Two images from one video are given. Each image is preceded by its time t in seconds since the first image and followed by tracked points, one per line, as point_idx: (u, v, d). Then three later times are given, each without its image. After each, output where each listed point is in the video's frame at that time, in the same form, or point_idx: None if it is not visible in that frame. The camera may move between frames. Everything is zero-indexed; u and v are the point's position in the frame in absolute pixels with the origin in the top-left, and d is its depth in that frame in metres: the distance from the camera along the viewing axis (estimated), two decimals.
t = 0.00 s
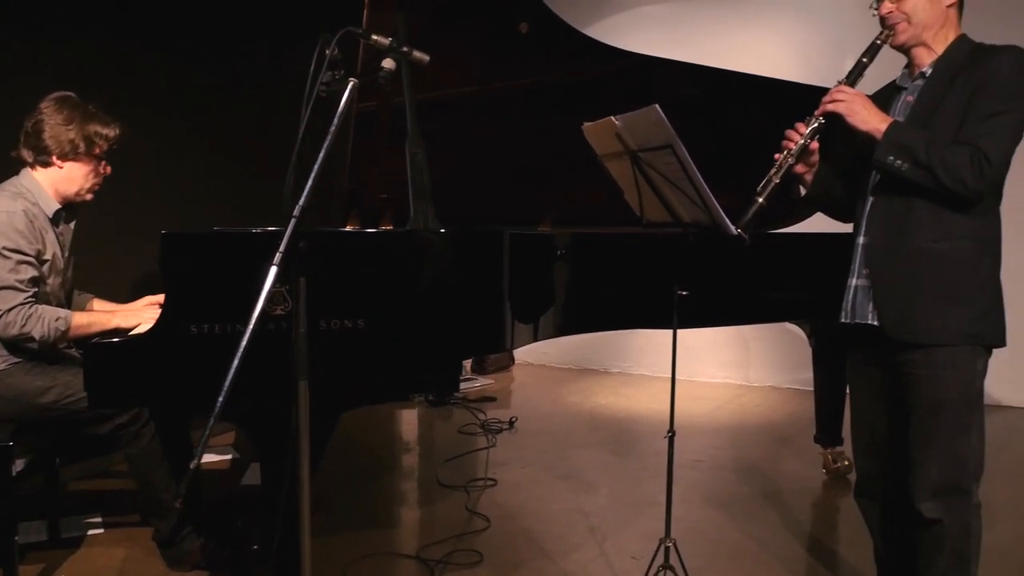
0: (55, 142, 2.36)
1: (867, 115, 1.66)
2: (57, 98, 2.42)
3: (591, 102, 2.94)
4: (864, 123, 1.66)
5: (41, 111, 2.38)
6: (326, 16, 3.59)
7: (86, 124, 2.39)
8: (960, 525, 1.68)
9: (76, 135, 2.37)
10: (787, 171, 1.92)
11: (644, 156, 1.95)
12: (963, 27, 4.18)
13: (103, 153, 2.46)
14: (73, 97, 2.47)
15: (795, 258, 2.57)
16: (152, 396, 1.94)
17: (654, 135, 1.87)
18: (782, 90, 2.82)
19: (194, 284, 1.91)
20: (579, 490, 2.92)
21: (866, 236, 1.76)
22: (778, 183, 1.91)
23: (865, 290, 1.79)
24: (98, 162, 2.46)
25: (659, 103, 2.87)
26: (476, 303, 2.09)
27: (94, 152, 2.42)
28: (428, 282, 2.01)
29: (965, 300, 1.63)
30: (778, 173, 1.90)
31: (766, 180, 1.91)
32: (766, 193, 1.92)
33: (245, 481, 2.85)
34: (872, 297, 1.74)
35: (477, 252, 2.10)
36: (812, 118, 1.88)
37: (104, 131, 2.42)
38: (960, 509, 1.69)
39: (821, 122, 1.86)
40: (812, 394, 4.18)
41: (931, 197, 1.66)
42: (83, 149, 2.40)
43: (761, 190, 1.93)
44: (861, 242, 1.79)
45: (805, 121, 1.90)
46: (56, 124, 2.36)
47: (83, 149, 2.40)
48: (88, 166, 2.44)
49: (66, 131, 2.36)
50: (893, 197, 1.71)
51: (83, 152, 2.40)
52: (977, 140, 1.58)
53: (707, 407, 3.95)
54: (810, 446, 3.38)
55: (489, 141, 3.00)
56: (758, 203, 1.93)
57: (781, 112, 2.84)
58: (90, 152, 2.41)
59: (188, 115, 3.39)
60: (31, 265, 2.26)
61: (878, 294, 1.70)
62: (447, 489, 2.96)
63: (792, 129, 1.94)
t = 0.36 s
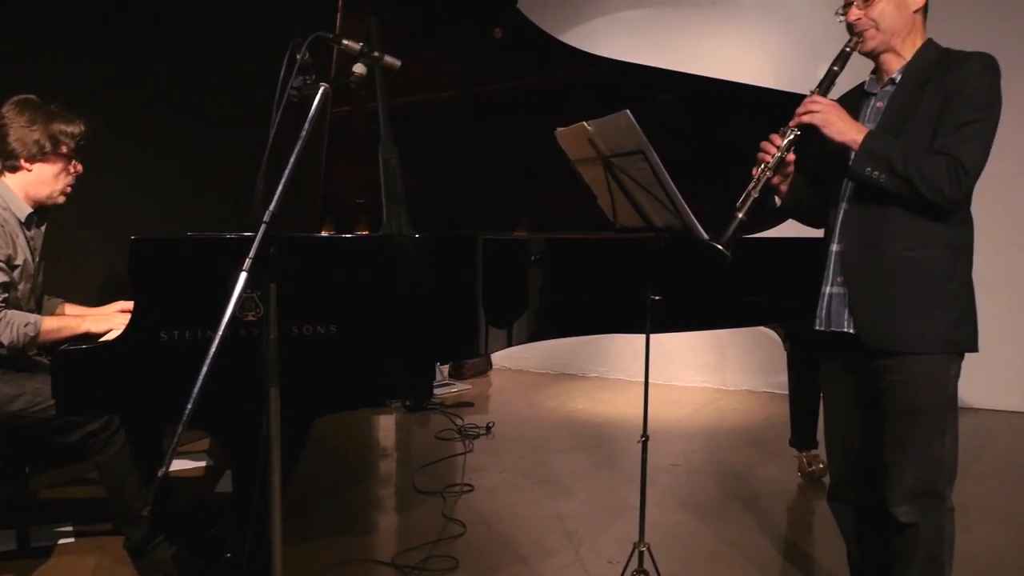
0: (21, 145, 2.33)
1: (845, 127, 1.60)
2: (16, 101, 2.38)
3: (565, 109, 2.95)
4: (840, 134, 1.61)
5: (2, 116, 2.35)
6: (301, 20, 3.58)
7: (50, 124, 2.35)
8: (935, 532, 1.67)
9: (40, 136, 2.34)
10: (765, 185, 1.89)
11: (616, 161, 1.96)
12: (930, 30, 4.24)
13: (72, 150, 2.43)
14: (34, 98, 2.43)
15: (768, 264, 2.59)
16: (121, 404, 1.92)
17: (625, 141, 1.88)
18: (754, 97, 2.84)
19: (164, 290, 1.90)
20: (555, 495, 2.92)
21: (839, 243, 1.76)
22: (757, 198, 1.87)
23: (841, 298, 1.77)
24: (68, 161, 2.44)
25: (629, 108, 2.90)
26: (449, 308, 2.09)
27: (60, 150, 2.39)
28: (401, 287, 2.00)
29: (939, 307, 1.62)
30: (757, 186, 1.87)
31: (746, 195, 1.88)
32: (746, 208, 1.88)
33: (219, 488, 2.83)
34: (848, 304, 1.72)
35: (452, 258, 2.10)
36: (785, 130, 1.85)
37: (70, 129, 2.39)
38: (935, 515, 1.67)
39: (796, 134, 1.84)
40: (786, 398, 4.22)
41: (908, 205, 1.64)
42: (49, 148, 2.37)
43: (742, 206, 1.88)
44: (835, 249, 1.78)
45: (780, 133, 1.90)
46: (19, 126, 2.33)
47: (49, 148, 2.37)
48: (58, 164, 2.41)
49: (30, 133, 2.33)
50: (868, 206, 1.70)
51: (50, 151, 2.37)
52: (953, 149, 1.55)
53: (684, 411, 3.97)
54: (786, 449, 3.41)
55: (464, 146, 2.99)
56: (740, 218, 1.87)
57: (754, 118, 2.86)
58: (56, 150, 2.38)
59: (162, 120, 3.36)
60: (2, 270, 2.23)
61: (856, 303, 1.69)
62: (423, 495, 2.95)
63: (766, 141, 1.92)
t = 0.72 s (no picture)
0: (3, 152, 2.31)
1: (826, 138, 1.58)
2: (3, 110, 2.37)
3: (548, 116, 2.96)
4: (820, 145, 1.60)
5: None
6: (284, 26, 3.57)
7: (34, 133, 2.35)
8: (918, 541, 1.65)
9: (24, 145, 2.32)
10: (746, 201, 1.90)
11: (596, 168, 1.97)
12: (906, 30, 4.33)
13: (55, 161, 2.43)
14: (21, 106, 2.43)
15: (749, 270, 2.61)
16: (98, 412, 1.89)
17: (605, 147, 1.88)
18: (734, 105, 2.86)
19: (143, 297, 1.88)
20: (539, 501, 2.92)
21: (821, 252, 1.74)
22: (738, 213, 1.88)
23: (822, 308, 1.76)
24: (50, 171, 2.42)
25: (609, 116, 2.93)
26: (429, 314, 2.10)
27: (43, 160, 2.38)
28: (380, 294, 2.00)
29: (923, 318, 1.60)
30: (738, 203, 1.88)
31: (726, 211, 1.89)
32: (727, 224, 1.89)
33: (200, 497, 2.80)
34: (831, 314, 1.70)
35: (432, 264, 2.10)
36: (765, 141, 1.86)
37: (53, 140, 2.39)
38: (918, 524, 1.66)
39: (776, 146, 1.85)
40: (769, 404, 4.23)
41: (892, 217, 1.62)
42: (32, 157, 2.35)
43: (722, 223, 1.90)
44: (817, 259, 1.76)
45: (760, 144, 1.90)
46: (3, 134, 2.31)
47: (32, 158, 2.35)
48: (40, 175, 2.40)
49: (13, 141, 2.31)
50: (850, 217, 1.68)
51: (32, 161, 2.36)
52: (935, 159, 1.52)
53: (669, 417, 3.98)
54: (768, 455, 3.43)
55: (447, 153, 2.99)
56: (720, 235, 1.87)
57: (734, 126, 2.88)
58: (38, 161, 2.37)
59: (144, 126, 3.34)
60: None
61: (839, 313, 1.67)
62: (405, 502, 2.94)
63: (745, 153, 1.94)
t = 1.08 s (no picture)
0: None
1: (796, 146, 1.59)
2: (3, 122, 2.42)
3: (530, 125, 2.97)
4: (792, 154, 1.59)
5: None
6: (268, 34, 3.56)
7: (27, 153, 2.37)
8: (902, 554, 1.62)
9: (14, 161, 2.32)
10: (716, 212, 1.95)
11: (577, 176, 1.98)
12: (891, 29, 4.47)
13: (40, 184, 2.42)
14: (21, 126, 2.48)
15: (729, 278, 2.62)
16: (75, 423, 1.87)
17: (586, 156, 1.89)
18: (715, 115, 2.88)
19: (122, 307, 1.87)
20: (522, 510, 2.92)
21: (799, 261, 1.70)
22: (709, 225, 1.94)
23: (803, 320, 1.72)
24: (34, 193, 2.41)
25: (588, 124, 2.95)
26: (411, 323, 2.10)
27: (30, 181, 2.37)
28: (362, 303, 1.99)
29: (906, 331, 1.53)
30: (706, 215, 1.93)
31: (695, 224, 1.95)
32: (697, 235, 1.95)
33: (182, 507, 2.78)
34: (809, 328, 1.67)
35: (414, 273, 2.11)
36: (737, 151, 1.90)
37: (45, 162, 2.41)
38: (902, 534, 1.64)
39: (747, 156, 1.89)
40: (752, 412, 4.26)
41: (866, 228, 1.57)
42: (19, 175, 2.34)
43: (692, 236, 1.96)
44: (795, 269, 1.71)
45: (732, 156, 1.95)
46: None
47: (19, 175, 2.34)
48: (23, 194, 2.37)
49: (4, 155, 2.32)
50: (824, 232, 1.64)
51: (18, 178, 2.34)
52: (909, 165, 1.48)
53: (653, 425, 3.99)
54: (752, 463, 3.44)
55: (430, 161, 2.99)
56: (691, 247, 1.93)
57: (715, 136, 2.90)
58: (25, 180, 2.36)
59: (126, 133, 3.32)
60: None
61: (816, 325, 1.63)
62: (388, 512, 2.92)
63: (718, 162, 1.98)
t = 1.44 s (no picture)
0: None
1: (766, 162, 1.62)
2: None
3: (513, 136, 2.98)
4: (762, 171, 1.63)
5: None
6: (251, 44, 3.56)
7: (6, 162, 2.36)
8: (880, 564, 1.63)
9: None
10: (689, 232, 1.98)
11: (558, 186, 1.99)
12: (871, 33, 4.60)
13: (18, 194, 2.40)
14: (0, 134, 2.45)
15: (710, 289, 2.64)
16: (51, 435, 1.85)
17: (568, 167, 1.90)
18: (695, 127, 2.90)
19: (101, 318, 1.85)
20: (505, 521, 2.91)
21: (780, 276, 1.69)
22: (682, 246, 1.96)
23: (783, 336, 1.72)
24: (12, 204, 2.39)
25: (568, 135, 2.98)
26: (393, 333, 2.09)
27: (8, 191, 2.36)
28: (344, 314, 1.99)
29: (885, 349, 1.52)
30: (679, 236, 1.96)
31: (668, 245, 1.98)
32: (671, 255, 1.98)
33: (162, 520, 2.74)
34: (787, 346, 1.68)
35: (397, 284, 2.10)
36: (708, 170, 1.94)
37: (23, 170, 2.40)
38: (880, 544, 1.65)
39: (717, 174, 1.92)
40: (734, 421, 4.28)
41: (840, 247, 1.58)
42: None
43: (666, 256, 1.98)
44: (775, 284, 1.71)
45: (704, 174, 1.99)
46: None
47: None
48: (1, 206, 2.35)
49: None
50: (801, 250, 1.65)
51: None
52: (880, 181, 1.49)
53: (637, 435, 4.00)
54: (735, 472, 3.45)
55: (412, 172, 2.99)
56: (664, 271, 1.94)
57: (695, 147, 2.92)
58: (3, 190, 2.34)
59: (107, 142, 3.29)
60: None
61: (792, 341, 1.63)
62: (370, 524, 2.90)
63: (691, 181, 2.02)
